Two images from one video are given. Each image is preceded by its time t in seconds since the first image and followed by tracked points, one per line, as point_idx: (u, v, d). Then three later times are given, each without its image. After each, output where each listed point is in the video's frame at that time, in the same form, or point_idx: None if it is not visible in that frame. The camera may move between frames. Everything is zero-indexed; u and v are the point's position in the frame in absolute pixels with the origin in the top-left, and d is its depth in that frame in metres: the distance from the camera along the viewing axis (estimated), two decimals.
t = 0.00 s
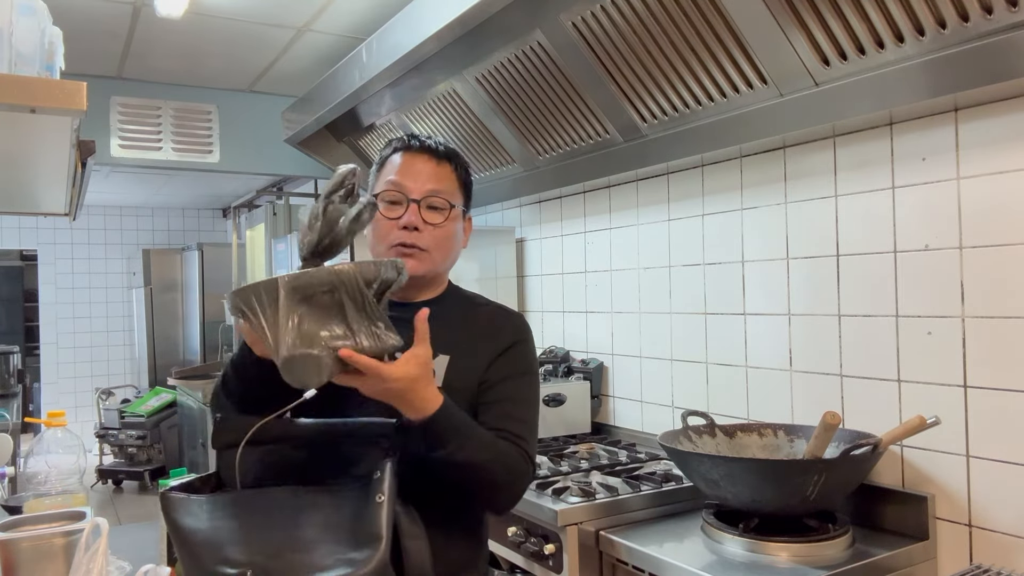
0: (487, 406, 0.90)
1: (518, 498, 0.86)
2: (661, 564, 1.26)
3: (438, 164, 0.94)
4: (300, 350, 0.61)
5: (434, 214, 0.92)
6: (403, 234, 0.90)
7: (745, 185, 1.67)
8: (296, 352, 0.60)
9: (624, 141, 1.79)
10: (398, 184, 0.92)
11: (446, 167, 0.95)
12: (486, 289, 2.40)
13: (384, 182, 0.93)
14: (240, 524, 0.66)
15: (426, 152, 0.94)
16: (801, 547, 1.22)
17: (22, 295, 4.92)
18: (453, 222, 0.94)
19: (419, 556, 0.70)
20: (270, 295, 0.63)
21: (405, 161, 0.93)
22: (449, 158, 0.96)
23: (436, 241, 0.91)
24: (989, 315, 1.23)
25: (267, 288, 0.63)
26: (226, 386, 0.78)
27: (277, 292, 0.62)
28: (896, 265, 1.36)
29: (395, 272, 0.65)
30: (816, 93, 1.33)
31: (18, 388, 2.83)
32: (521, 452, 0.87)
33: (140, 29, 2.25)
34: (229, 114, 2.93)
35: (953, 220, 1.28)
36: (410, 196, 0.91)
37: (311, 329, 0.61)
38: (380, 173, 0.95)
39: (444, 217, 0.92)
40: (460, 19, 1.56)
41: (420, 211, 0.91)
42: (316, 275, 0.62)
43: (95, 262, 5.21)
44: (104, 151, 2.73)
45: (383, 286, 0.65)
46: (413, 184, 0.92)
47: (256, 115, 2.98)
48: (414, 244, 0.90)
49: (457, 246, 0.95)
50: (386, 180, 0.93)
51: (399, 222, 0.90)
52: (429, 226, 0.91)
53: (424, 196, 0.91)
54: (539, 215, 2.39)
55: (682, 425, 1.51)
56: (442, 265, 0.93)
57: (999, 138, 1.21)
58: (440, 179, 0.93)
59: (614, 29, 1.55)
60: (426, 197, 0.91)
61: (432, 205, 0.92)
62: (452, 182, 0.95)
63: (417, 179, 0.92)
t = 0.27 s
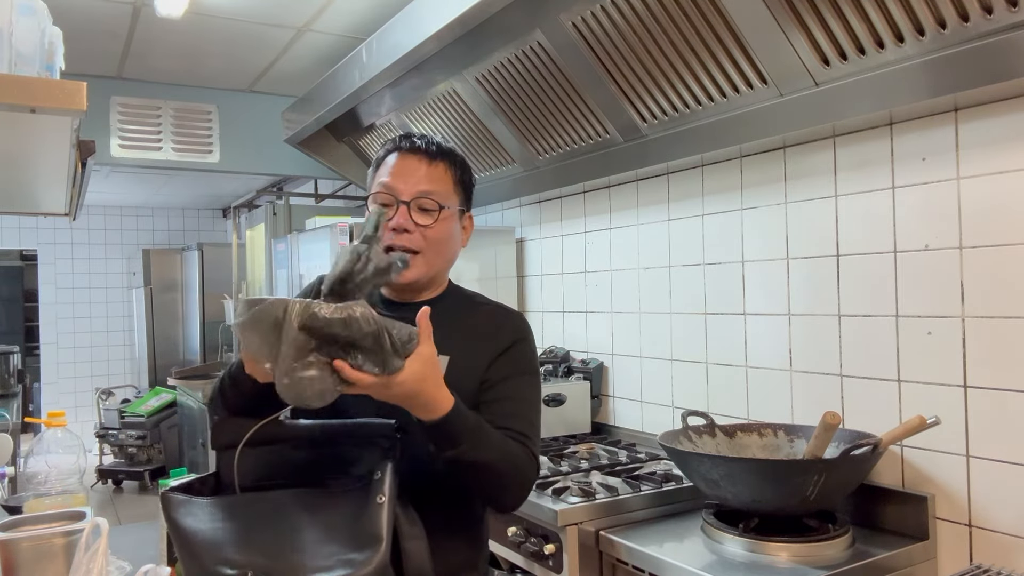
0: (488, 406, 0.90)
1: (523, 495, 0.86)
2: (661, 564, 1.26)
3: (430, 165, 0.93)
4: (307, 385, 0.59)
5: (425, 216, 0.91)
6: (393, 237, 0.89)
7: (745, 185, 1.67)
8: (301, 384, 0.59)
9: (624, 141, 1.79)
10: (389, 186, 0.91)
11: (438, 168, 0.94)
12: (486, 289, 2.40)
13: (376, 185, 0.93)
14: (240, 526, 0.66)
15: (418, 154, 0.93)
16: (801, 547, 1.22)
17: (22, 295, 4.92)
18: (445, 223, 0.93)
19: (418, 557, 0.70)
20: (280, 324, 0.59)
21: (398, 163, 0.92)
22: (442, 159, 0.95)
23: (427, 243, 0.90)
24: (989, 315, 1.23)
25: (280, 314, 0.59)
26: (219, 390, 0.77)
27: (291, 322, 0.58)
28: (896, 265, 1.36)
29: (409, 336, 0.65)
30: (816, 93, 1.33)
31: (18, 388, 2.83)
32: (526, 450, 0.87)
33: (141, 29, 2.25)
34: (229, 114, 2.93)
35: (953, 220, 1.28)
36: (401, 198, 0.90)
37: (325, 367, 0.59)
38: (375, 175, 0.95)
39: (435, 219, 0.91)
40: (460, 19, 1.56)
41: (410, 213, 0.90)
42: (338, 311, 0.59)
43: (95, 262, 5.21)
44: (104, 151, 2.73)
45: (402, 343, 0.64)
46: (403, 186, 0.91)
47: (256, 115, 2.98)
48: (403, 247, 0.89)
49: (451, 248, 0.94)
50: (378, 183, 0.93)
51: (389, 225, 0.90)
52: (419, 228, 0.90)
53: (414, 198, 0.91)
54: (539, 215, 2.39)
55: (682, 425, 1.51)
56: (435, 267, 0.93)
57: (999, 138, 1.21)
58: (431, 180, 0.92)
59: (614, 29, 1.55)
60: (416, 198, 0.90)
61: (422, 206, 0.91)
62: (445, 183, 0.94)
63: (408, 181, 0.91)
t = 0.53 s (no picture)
0: (492, 416, 0.91)
1: (525, 507, 0.87)
2: (661, 564, 1.26)
3: (432, 166, 0.93)
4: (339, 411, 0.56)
5: (427, 219, 0.92)
6: (396, 240, 0.90)
7: (745, 185, 1.67)
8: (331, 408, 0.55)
9: (624, 141, 1.79)
10: (391, 188, 0.92)
11: (439, 170, 0.94)
12: (485, 289, 2.40)
13: (379, 186, 0.93)
14: (238, 527, 0.67)
15: (420, 155, 0.93)
16: (801, 547, 1.22)
17: (22, 295, 4.92)
18: (447, 225, 0.93)
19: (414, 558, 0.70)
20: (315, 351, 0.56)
21: (400, 163, 0.93)
22: (444, 160, 0.95)
23: (429, 247, 0.91)
24: (989, 315, 1.23)
25: (320, 338, 0.56)
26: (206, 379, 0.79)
27: (336, 346, 0.55)
28: (897, 265, 1.36)
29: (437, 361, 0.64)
30: (816, 93, 1.33)
31: (18, 388, 2.83)
32: (528, 462, 0.88)
33: (140, 29, 2.25)
34: (229, 114, 2.93)
35: (953, 220, 1.28)
36: (403, 201, 0.91)
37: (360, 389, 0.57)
38: (376, 176, 0.95)
39: (438, 222, 0.92)
40: (460, 19, 1.55)
41: (412, 216, 0.90)
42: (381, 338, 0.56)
43: (95, 262, 5.21)
44: (104, 151, 2.73)
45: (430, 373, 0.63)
46: (405, 189, 0.91)
47: (256, 115, 2.98)
48: (407, 250, 0.90)
49: (453, 250, 0.95)
50: (380, 184, 0.93)
51: (392, 228, 0.90)
52: (421, 231, 0.91)
53: (417, 201, 0.91)
54: (539, 215, 2.39)
55: (682, 425, 1.51)
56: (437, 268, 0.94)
57: (999, 138, 1.21)
58: (434, 182, 0.92)
59: (614, 28, 1.55)
60: (418, 201, 0.91)
61: (424, 209, 0.91)
62: (447, 184, 0.94)
63: (410, 183, 0.91)
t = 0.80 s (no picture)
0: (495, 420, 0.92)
1: (528, 507, 0.88)
2: (661, 564, 1.26)
3: (438, 165, 0.93)
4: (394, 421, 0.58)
5: (435, 217, 0.92)
6: (403, 238, 0.90)
7: (745, 185, 1.67)
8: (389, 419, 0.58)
9: (624, 141, 1.79)
10: (398, 186, 0.91)
11: (446, 169, 0.94)
12: (485, 289, 2.40)
13: (385, 183, 0.92)
14: (240, 527, 0.67)
15: (426, 153, 0.93)
16: (801, 547, 1.22)
17: (22, 295, 4.92)
18: (453, 224, 0.94)
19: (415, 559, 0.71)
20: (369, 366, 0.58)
21: (406, 161, 0.92)
22: (449, 159, 0.95)
23: (437, 245, 0.92)
24: (990, 315, 1.23)
25: (374, 353, 0.59)
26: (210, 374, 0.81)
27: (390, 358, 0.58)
28: (897, 265, 1.36)
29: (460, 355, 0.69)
30: (816, 93, 1.33)
31: (18, 388, 2.83)
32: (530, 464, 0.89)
33: (140, 29, 2.25)
34: (229, 114, 2.93)
35: (953, 220, 1.28)
36: (411, 199, 0.91)
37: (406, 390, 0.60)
38: (380, 171, 0.95)
39: (445, 221, 0.92)
40: (460, 19, 1.55)
41: (420, 215, 0.91)
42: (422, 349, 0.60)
43: (95, 262, 5.21)
44: (104, 151, 2.73)
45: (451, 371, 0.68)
46: (413, 186, 0.91)
47: (256, 115, 2.98)
48: (414, 249, 0.91)
49: (457, 249, 0.96)
50: (386, 181, 0.92)
51: (399, 225, 0.90)
52: (429, 230, 0.91)
53: (424, 199, 0.91)
54: (539, 215, 2.39)
55: (682, 425, 1.51)
56: (443, 267, 0.94)
57: (999, 138, 1.21)
58: (441, 181, 0.93)
59: (614, 28, 1.55)
60: (426, 200, 0.91)
61: (432, 208, 0.92)
62: (453, 184, 0.94)
63: (417, 182, 0.91)
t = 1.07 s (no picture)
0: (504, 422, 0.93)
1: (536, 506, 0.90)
2: (661, 564, 1.26)
3: (441, 171, 0.93)
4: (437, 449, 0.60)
5: (438, 225, 0.92)
6: (406, 246, 0.91)
7: (745, 185, 1.67)
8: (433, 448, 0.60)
9: (624, 141, 1.79)
10: (401, 193, 0.91)
11: (449, 175, 0.93)
12: (485, 289, 2.40)
13: (388, 189, 0.92)
14: (241, 527, 0.67)
15: (429, 159, 0.93)
16: (801, 547, 1.22)
17: (21, 295, 4.92)
18: (457, 231, 0.94)
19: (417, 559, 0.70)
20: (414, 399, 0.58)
21: (409, 167, 0.92)
22: (453, 163, 0.95)
23: (440, 253, 0.92)
24: (989, 315, 1.23)
25: (420, 381, 0.58)
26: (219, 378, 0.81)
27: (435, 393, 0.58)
28: (897, 265, 1.36)
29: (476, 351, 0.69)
30: (816, 93, 1.33)
31: (18, 388, 2.83)
32: (538, 464, 0.92)
33: (140, 29, 2.25)
34: (229, 114, 2.93)
35: (953, 220, 1.28)
36: (414, 207, 0.91)
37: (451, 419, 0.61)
38: (384, 176, 0.95)
39: (448, 229, 0.92)
40: (460, 19, 1.55)
41: (424, 223, 0.91)
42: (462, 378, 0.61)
43: (95, 262, 5.21)
44: (104, 151, 2.73)
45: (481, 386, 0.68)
46: (416, 194, 0.91)
47: (256, 115, 2.98)
48: (417, 257, 0.91)
49: (461, 253, 0.96)
50: (389, 188, 0.92)
51: (402, 234, 0.91)
52: (433, 238, 0.91)
53: (428, 207, 0.91)
54: (539, 215, 2.40)
55: (682, 425, 1.51)
56: (446, 272, 0.95)
57: (999, 138, 1.21)
58: (445, 188, 0.92)
59: (614, 28, 1.55)
60: (429, 208, 0.91)
61: (435, 216, 0.92)
62: (457, 190, 0.94)
63: (420, 189, 0.91)
